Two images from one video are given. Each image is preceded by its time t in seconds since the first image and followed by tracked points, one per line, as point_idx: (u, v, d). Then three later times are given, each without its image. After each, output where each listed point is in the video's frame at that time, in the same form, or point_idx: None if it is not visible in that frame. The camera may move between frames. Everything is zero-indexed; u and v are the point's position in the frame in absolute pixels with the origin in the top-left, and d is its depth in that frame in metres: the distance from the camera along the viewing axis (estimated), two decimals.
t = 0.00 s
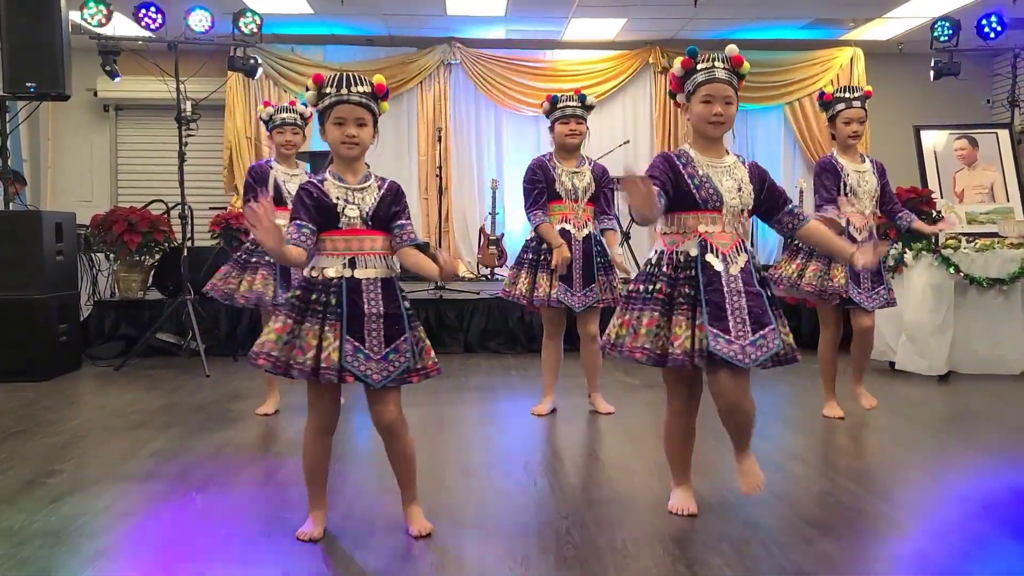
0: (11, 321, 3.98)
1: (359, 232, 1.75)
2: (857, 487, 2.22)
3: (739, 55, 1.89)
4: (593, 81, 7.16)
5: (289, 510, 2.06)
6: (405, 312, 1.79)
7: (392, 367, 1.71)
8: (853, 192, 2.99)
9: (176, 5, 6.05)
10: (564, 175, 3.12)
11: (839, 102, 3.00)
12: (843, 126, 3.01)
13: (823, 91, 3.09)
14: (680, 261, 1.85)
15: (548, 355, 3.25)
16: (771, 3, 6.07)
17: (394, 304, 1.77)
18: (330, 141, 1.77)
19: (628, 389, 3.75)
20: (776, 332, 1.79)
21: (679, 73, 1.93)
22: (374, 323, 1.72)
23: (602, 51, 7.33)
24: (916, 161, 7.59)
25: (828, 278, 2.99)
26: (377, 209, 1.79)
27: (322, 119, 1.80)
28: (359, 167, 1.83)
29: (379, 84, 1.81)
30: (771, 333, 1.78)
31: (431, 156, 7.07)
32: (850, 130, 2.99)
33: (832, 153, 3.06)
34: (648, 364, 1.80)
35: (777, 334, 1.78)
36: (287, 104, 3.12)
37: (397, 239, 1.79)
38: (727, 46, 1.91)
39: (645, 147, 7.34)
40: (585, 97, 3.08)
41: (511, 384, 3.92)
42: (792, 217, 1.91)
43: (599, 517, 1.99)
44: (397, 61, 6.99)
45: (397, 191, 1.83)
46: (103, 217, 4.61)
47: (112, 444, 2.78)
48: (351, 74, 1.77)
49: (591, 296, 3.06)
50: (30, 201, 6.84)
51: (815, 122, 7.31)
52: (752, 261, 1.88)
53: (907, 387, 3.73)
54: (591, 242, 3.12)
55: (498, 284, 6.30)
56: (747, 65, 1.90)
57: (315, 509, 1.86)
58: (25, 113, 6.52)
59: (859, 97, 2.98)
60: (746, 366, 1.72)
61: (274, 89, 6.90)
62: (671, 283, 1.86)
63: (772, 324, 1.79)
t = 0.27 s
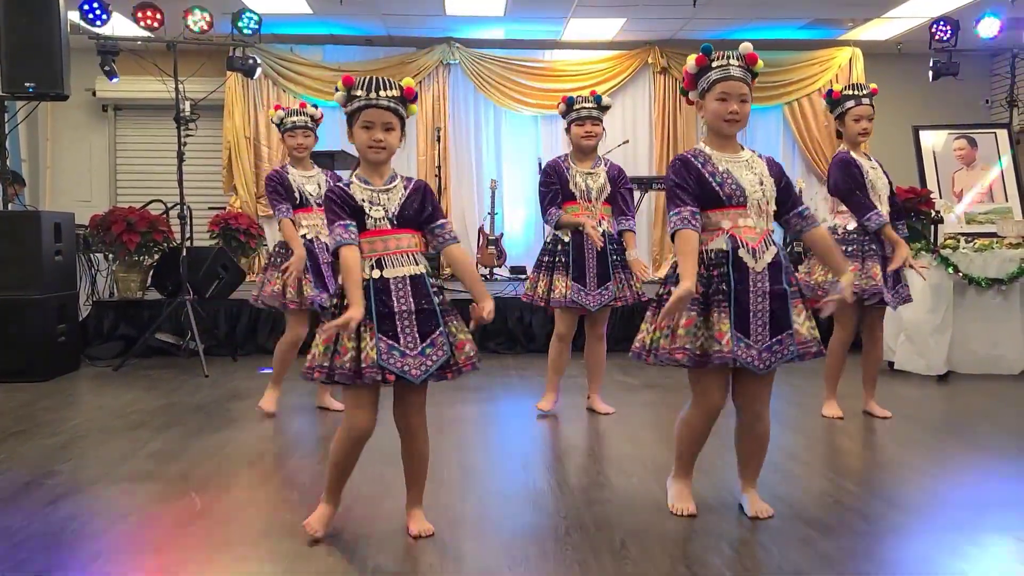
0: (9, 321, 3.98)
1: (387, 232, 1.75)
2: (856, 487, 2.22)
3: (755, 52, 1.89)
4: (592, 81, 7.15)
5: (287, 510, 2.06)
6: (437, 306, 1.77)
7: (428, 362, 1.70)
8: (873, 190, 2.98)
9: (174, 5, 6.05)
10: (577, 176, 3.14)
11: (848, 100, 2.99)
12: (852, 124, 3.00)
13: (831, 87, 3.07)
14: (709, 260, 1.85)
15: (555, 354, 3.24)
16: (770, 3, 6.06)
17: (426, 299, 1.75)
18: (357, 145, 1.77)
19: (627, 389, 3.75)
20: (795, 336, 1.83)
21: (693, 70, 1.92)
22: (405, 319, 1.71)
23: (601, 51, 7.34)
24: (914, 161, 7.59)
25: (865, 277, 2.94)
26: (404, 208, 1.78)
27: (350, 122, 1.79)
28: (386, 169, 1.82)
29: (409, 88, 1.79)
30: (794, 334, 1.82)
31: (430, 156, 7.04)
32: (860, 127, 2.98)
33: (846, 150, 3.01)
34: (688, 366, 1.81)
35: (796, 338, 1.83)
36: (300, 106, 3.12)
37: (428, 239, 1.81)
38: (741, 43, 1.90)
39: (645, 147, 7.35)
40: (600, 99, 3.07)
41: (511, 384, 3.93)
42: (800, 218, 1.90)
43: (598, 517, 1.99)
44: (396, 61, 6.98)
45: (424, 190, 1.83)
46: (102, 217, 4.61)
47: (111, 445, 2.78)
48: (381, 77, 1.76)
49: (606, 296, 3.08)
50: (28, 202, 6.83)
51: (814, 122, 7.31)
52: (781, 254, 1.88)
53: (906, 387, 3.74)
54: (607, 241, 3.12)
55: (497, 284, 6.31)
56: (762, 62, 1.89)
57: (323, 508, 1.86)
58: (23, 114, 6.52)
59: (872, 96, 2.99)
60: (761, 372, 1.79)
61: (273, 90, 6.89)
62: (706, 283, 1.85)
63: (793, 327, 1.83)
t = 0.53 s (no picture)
0: (8, 322, 3.97)
1: (387, 240, 1.75)
2: (856, 487, 2.22)
3: (767, 67, 1.88)
4: (591, 81, 7.15)
5: (286, 511, 2.06)
6: (435, 312, 1.73)
7: (420, 370, 1.68)
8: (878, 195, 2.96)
9: (173, 5, 6.04)
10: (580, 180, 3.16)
11: (854, 105, 3.00)
12: (858, 129, 3.00)
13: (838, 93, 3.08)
14: (704, 276, 1.89)
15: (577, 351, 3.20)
16: (769, 3, 6.07)
17: (421, 305, 1.72)
18: (370, 151, 1.77)
19: (626, 389, 3.75)
20: (804, 336, 1.76)
21: (705, 83, 1.91)
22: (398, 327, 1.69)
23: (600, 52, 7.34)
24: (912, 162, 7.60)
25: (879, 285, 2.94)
26: (407, 214, 1.76)
27: (364, 127, 1.79)
28: (398, 175, 1.81)
29: (426, 97, 1.81)
30: (802, 335, 1.76)
31: (429, 156, 6.90)
32: (865, 131, 2.97)
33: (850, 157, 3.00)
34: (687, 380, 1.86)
35: (804, 339, 1.75)
36: (308, 110, 3.12)
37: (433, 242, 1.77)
38: (754, 57, 1.89)
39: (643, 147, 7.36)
40: (606, 103, 3.06)
41: (510, 385, 3.93)
42: (823, 191, 1.85)
43: (597, 517, 1.99)
44: (395, 62, 6.98)
45: (430, 193, 1.78)
46: (100, 217, 4.60)
47: (110, 445, 2.78)
48: (396, 85, 1.76)
49: (607, 296, 3.07)
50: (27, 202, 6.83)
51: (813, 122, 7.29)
52: (783, 259, 1.84)
53: (906, 387, 3.74)
54: (605, 244, 3.15)
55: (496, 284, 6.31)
56: (774, 77, 1.89)
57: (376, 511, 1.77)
58: (22, 114, 6.51)
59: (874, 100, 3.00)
60: (773, 374, 1.73)
61: (271, 90, 6.89)
62: (700, 296, 1.88)
63: (800, 327, 1.76)
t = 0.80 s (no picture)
0: (6, 322, 3.97)
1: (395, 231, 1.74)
2: (854, 487, 2.22)
3: (774, 53, 1.87)
4: (590, 81, 7.15)
5: (285, 511, 2.06)
6: (443, 308, 1.73)
7: (427, 365, 1.68)
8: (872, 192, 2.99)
9: (172, 5, 6.04)
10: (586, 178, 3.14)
11: (856, 102, 3.00)
12: (860, 126, 3.00)
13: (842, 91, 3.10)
14: (704, 263, 1.90)
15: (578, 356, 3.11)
16: (768, 4, 6.07)
17: (430, 300, 1.73)
18: (374, 143, 1.77)
19: (625, 389, 3.76)
20: (788, 333, 1.75)
21: (713, 72, 1.91)
22: (407, 322, 1.70)
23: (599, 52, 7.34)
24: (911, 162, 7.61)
25: (862, 283, 3.04)
26: (413, 207, 1.75)
27: (368, 121, 1.80)
28: (403, 167, 1.81)
29: (428, 87, 1.80)
30: (785, 332, 1.75)
31: (428, 156, 6.93)
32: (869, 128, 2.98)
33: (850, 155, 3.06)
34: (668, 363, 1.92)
35: (788, 335, 1.74)
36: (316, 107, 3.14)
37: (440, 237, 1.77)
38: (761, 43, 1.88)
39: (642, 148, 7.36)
40: (606, 100, 3.06)
41: (509, 385, 3.93)
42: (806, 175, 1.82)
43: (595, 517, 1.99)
44: (394, 62, 6.97)
45: (435, 187, 1.77)
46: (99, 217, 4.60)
47: (109, 445, 2.78)
48: (398, 76, 1.77)
49: (615, 296, 3.07)
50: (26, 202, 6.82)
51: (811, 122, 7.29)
52: (783, 252, 1.81)
53: (904, 387, 3.75)
54: (613, 242, 3.15)
55: (495, 284, 6.32)
56: (781, 60, 1.87)
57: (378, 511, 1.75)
58: (21, 114, 6.51)
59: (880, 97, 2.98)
60: (748, 369, 1.74)
61: (271, 90, 6.89)
62: (696, 283, 1.92)
63: (785, 324, 1.75)
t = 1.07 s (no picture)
0: (5, 323, 3.97)
1: (396, 235, 1.74)
2: (853, 488, 2.23)
3: (772, 51, 1.85)
4: (589, 82, 7.17)
5: (284, 512, 2.06)
6: (441, 312, 1.74)
7: (425, 367, 1.69)
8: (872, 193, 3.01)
9: (170, 6, 6.04)
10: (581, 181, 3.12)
11: (859, 102, 3.03)
12: (862, 125, 3.02)
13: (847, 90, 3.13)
14: (708, 261, 1.86)
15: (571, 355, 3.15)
16: (766, 5, 6.07)
17: (429, 304, 1.73)
18: (376, 147, 1.77)
19: (624, 389, 3.76)
20: (790, 340, 1.79)
21: (713, 78, 1.93)
22: (405, 325, 1.70)
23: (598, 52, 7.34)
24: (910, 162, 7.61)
25: (858, 284, 3.05)
26: (414, 214, 1.75)
27: (370, 125, 1.79)
28: (406, 171, 1.81)
29: (431, 91, 1.79)
30: (787, 339, 1.78)
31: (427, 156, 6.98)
32: (869, 128, 3.00)
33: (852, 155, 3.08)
34: (674, 364, 1.85)
35: (791, 342, 1.79)
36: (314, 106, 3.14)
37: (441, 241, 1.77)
38: (758, 44, 1.87)
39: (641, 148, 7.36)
40: (605, 105, 3.04)
41: (508, 385, 3.93)
42: (819, 199, 1.85)
43: (595, 517, 1.99)
44: (393, 62, 6.97)
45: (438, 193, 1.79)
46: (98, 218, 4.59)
47: (108, 446, 2.78)
48: (401, 80, 1.77)
49: (612, 296, 3.08)
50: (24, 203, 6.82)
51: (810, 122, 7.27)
52: (785, 257, 1.84)
53: (902, 388, 3.75)
54: (610, 243, 3.15)
55: (494, 285, 6.32)
56: (780, 60, 1.85)
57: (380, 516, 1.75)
58: (20, 115, 6.51)
59: (884, 98, 2.99)
60: (752, 376, 1.77)
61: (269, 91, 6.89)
62: (702, 284, 1.87)
63: (788, 331, 1.79)
